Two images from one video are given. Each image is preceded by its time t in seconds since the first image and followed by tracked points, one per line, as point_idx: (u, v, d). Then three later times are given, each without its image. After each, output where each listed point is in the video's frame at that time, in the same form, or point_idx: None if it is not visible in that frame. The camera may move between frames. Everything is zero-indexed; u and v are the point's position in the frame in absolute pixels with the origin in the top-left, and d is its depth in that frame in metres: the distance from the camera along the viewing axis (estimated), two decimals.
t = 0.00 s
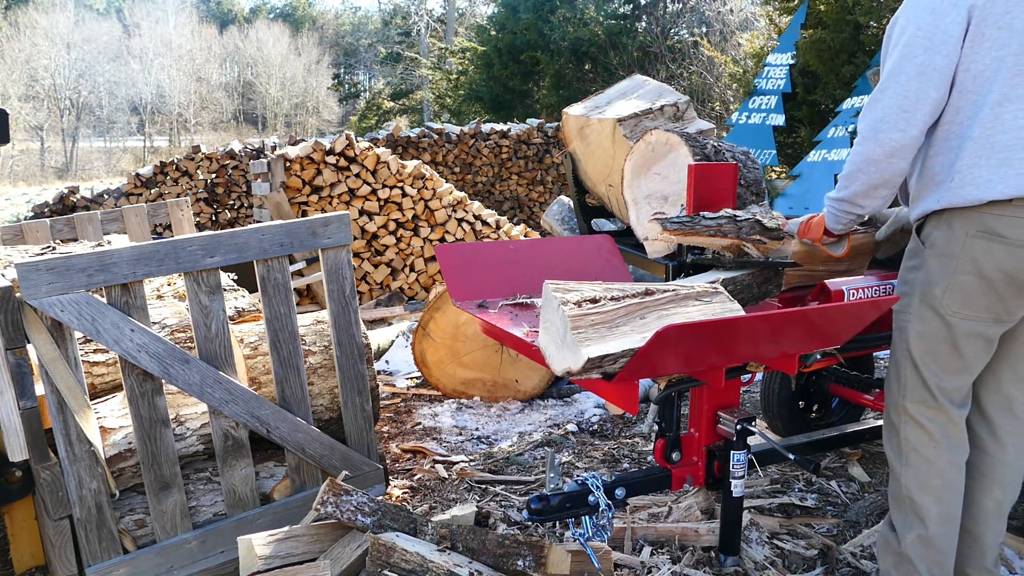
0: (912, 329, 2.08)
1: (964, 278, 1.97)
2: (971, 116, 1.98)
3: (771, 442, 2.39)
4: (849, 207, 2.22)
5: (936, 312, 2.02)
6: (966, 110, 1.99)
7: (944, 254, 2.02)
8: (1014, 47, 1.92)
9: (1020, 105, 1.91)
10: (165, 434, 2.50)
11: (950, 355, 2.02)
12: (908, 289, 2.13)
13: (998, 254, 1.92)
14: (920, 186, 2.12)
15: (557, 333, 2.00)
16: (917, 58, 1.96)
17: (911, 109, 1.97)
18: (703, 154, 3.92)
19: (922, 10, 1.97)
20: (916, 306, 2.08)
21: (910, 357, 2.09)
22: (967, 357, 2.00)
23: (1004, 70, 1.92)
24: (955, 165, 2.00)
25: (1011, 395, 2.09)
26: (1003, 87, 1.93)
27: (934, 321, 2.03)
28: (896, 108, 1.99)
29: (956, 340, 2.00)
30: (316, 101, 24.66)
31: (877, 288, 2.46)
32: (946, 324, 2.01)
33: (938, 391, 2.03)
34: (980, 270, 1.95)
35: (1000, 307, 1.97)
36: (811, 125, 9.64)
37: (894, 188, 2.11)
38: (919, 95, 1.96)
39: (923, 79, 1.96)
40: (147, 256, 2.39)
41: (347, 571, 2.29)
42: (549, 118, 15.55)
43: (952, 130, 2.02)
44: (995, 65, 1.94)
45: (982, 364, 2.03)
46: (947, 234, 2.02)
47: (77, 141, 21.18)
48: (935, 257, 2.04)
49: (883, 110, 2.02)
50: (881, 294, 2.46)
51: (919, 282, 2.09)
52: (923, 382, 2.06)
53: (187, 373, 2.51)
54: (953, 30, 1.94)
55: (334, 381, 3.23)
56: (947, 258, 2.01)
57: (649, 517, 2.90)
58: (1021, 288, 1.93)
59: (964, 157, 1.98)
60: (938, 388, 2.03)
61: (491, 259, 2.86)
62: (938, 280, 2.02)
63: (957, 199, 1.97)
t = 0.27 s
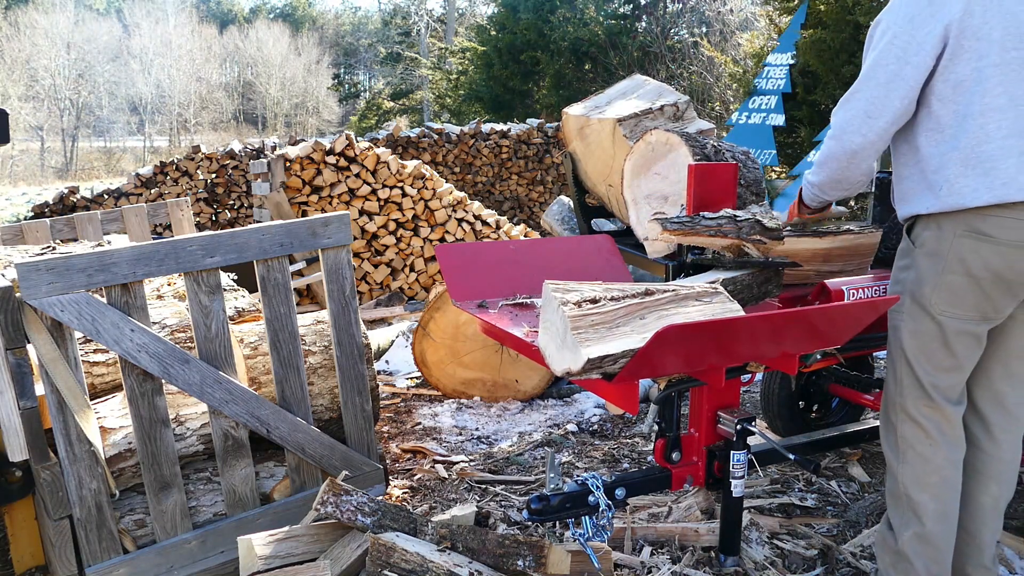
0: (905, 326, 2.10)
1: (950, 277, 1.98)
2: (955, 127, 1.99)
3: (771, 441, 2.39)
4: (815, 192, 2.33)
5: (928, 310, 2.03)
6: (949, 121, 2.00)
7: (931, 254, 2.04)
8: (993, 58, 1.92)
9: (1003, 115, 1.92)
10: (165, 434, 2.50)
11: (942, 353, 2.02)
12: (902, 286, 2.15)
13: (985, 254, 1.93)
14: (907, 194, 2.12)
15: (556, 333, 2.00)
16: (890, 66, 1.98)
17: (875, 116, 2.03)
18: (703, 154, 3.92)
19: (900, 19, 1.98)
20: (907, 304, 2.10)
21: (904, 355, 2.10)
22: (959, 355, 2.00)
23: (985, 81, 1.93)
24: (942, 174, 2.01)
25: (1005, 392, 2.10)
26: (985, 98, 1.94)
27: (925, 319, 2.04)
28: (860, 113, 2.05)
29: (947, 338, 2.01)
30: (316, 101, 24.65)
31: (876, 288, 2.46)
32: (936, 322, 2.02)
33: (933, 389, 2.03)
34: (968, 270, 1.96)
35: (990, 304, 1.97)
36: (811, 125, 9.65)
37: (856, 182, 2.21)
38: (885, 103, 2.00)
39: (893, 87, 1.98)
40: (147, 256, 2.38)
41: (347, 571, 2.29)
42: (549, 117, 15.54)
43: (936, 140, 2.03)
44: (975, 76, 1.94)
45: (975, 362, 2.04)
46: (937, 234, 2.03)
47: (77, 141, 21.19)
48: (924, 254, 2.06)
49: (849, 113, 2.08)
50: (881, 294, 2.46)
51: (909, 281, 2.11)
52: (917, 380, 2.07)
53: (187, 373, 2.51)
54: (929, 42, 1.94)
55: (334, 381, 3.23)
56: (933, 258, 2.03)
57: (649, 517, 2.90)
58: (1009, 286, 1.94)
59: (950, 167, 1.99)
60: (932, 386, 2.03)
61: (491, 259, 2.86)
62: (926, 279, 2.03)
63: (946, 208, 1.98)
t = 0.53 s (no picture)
0: (897, 325, 2.11)
1: (940, 276, 1.99)
2: (945, 126, 2.00)
3: (771, 441, 2.39)
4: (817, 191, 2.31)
5: (920, 309, 2.03)
6: (939, 120, 2.01)
7: (922, 253, 2.06)
8: (982, 58, 1.92)
9: (991, 115, 1.93)
10: (165, 434, 2.50)
11: (934, 352, 2.02)
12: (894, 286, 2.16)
13: (976, 253, 1.93)
14: (898, 192, 2.13)
15: (557, 333, 2.00)
16: (878, 62, 1.98)
17: (862, 107, 2.02)
18: (703, 154, 3.92)
19: (890, 16, 1.98)
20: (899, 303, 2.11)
21: (897, 353, 2.10)
22: (951, 353, 2.00)
23: (974, 81, 1.93)
24: (932, 173, 2.02)
25: (1001, 390, 2.10)
26: (973, 98, 1.94)
27: (917, 318, 2.05)
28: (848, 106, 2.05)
29: (939, 336, 2.01)
30: (316, 101, 24.65)
31: (877, 288, 2.46)
32: (928, 321, 2.02)
33: (926, 387, 2.03)
34: (959, 269, 1.96)
35: (982, 303, 1.97)
36: (811, 125, 9.65)
37: (852, 179, 2.17)
38: (872, 95, 1.99)
39: (880, 83, 1.98)
40: (147, 256, 2.38)
41: (347, 571, 2.29)
42: (549, 117, 15.54)
43: (927, 138, 2.04)
44: (964, 76, 1.95)
45: (969, 360, 2.04)
46: (928, 233, 2.04)
47: (77, 141, 21.19)
48: (915, 253, 2.08)
49: (839, 107, 2.08)
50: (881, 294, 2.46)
51: (900, 281, 2.13)
52: (910, 378, 2.07)
53: (187, 373, 2.50)
54: (918, 41, 1.95)
55: (334, 381, 3.23)
56: (924, 257, 2.04)
57: (649, 517, 2.90)
58: (1000, 285, 1.94)
59: (940, 166, 2.00)
60: (925, 383, 2.03)
61: (491, 258, 2.86)
62: (917, 279, 2.05)
63: (936, 206, 1.99)
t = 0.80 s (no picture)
0: (897, 325, 2.10)
1: (940, 276, 1.99)
2: (943, 124, 2.00)
3: (771, 441, 2.39)
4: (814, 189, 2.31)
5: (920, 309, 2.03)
6: (937, 118, 2.01)
7: (921, 253, 2.06)
8: (981, 56, 1.93)
9: (989, 113, 1.93)
10: (165, 434, 2.50)
11: (935, 351, 2.02)
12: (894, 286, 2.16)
13: (975, 252, 1.93)
14: (896, 190, 2.13)
15: (557, 333, 2.00)
16: (876, 58, 1.98)
17: (857, 102, 2.02)
18: (703, 154, 3.92)
19: (890, 14, 1.98)
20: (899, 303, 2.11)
21: (897, 353, 2.10)
22: (951, 352, 2.01)
23: (972, 79, 1.94)
24: (930, 170, 2.02)
25: (1001, 390, 2.10)
26: (972, 96, 1.95)
27: (917, 318, 2.05)
28: (843, 100, 2.05)
29: (940, 336, 2.01)
30: (316, 101, 24.66)
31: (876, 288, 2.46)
32: (928, 320, 2.02)
33: (927, 387, 2.03)
34: (959, 268, 1.96)
35: (982, 302, 1.98)
36: (811, 125, 9.64)
37: (847, 175, 2.18)
38: (867, 90, 1.99)
39: (877, 78, 1.98)
40: (147, 256, 2.38)
41: (347, 571, 2.29)
42: (549, 117, 15.54)
43: (925, 136, 2.04)
44: (962, 74, 1.95)
45: (968, 359, 2.04)
46: (926, 233, 2.04)
47: (77, 141, 21.20)
48: (914, 253, 2.08)
49: (835, 102, 2.08)
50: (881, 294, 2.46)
51: (900, 281, 2.13)
52: (911, 378, 2.07)
53: (187, 373, 2.50)
54: (917, 38, 1.95)
55: (334, 381, 3.23)
56: (924, 257, 2.04)
57: (649, 517, 2.90)
58: (999, 284, 1.94)
59: (938, 163, 2.00)
60: (926, 383, 2.03)
61: (491, 258, 2.86)
62: (918, 279, 2.05)
63: (933, 204, 1.99)
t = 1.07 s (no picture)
0: (903, 327, 2.10)
1: (949, 277, 1.99)
2: (952, 123, 1.99)
3: (771, 442, 2.39)
4: (801, 189, 2.31)
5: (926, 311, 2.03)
6: (946, 117, 2.00)
7: (929, 253, 2.05)
8: (988, 54, 1.94)
9: (998, 110, 1.93)
10: (165, 434, 2.50)
11: (942, 353, 2.02)
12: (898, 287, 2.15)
13: (984, 253, 1.94)
14: (900, 192, 2.12)
15: (556, 333, 2.00)
16: (878, 58, 1.98)
17: (853, 101, 2.02)
18: (703, 154, 3.92)
19: (894, 13, 1.98)
20: (904, 304, 2.10)
21: (902, 355, 2.10)
22: (958, 354, 2.01)
23: (980, 77, 1.94)
24: (940, 170, 2.00)
25: (1002, 392, 2.10)
26: (980, 94, 1.95)
27: (923, 320, 2.05)
28: (840, 98, 2.05)
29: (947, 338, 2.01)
30: (316, 101, 24.66)
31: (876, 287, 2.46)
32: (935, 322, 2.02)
33: (933, 389, 2.03)
34: (968, 269, 1.97)
35: (988, 303, 1.99)
36: (811, 125, 9.64)
37: (837, 174, 2.18)
38: (865, 90, 1.99)
39: (878, 77, 1.98)
40: (147, 256, 2.38)
41: (347, 571, 2.29)
42: (549, 117, 15.54)
43: (932, 136, 2.03)
44: (969, 72, 1.95)
45: (974, 360, 2.04)
46: (933, 233, 2.03)
47: (77, 141, 21.21)
48: (921, 253, 2.07)
49: (832, 100, 2.08)
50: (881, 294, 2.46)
51: (906, 282, 2.12)
52: (916, 380, 2.06)
53: (187, 373, 2.51)
54: (921, 37, 1.95)
55: (334, 381, 3.23)
56: (932, 258, 2.03)
57: (649, 517, 2.90)
58: (1006, 285, 1.96)
59: (948, 162, 1.99)
60: (932, 386, 2.03)
61: (491, 258, 2.86)
62: (926, 279, 2.04)
63: (948, 204, 1.97)
